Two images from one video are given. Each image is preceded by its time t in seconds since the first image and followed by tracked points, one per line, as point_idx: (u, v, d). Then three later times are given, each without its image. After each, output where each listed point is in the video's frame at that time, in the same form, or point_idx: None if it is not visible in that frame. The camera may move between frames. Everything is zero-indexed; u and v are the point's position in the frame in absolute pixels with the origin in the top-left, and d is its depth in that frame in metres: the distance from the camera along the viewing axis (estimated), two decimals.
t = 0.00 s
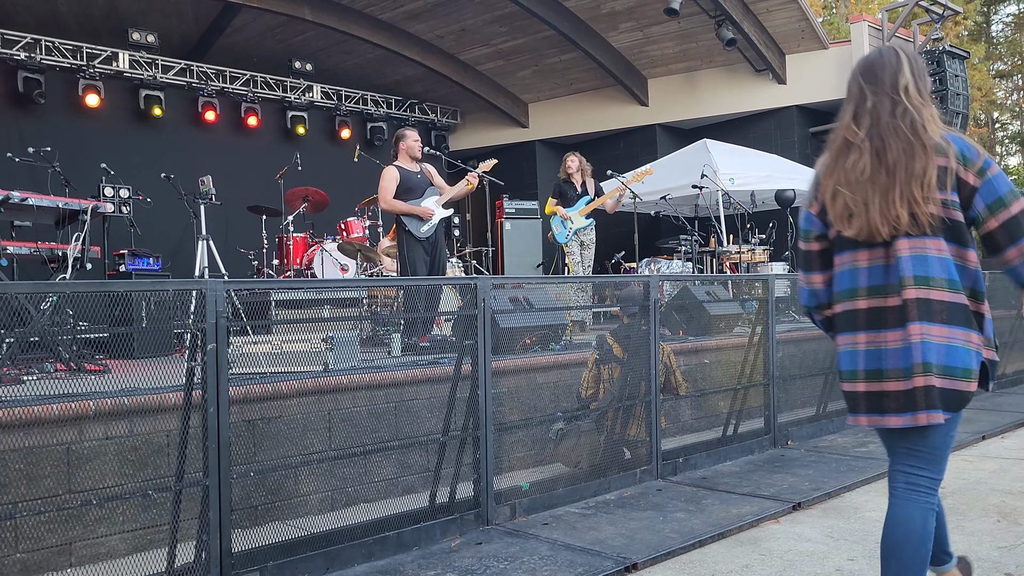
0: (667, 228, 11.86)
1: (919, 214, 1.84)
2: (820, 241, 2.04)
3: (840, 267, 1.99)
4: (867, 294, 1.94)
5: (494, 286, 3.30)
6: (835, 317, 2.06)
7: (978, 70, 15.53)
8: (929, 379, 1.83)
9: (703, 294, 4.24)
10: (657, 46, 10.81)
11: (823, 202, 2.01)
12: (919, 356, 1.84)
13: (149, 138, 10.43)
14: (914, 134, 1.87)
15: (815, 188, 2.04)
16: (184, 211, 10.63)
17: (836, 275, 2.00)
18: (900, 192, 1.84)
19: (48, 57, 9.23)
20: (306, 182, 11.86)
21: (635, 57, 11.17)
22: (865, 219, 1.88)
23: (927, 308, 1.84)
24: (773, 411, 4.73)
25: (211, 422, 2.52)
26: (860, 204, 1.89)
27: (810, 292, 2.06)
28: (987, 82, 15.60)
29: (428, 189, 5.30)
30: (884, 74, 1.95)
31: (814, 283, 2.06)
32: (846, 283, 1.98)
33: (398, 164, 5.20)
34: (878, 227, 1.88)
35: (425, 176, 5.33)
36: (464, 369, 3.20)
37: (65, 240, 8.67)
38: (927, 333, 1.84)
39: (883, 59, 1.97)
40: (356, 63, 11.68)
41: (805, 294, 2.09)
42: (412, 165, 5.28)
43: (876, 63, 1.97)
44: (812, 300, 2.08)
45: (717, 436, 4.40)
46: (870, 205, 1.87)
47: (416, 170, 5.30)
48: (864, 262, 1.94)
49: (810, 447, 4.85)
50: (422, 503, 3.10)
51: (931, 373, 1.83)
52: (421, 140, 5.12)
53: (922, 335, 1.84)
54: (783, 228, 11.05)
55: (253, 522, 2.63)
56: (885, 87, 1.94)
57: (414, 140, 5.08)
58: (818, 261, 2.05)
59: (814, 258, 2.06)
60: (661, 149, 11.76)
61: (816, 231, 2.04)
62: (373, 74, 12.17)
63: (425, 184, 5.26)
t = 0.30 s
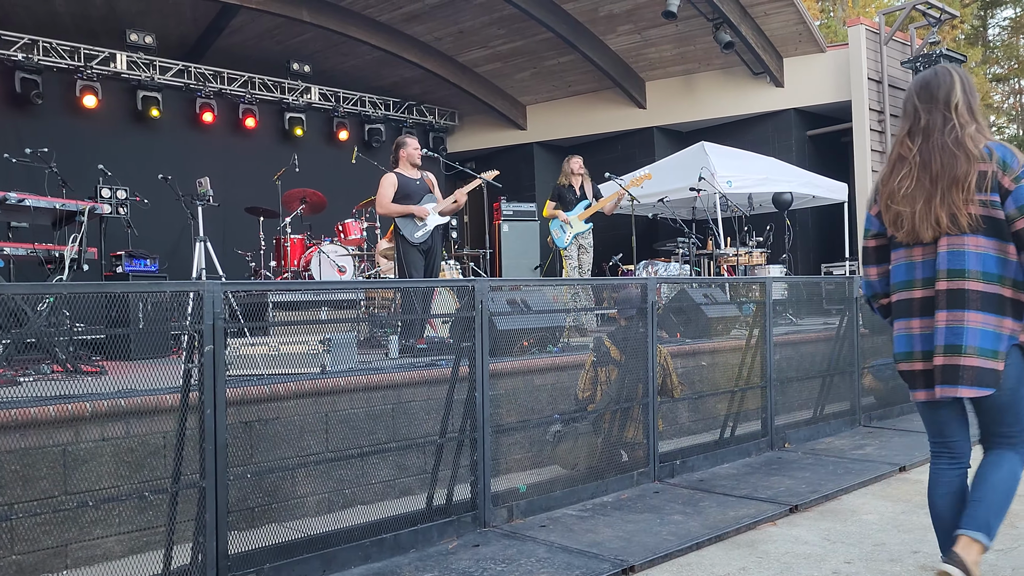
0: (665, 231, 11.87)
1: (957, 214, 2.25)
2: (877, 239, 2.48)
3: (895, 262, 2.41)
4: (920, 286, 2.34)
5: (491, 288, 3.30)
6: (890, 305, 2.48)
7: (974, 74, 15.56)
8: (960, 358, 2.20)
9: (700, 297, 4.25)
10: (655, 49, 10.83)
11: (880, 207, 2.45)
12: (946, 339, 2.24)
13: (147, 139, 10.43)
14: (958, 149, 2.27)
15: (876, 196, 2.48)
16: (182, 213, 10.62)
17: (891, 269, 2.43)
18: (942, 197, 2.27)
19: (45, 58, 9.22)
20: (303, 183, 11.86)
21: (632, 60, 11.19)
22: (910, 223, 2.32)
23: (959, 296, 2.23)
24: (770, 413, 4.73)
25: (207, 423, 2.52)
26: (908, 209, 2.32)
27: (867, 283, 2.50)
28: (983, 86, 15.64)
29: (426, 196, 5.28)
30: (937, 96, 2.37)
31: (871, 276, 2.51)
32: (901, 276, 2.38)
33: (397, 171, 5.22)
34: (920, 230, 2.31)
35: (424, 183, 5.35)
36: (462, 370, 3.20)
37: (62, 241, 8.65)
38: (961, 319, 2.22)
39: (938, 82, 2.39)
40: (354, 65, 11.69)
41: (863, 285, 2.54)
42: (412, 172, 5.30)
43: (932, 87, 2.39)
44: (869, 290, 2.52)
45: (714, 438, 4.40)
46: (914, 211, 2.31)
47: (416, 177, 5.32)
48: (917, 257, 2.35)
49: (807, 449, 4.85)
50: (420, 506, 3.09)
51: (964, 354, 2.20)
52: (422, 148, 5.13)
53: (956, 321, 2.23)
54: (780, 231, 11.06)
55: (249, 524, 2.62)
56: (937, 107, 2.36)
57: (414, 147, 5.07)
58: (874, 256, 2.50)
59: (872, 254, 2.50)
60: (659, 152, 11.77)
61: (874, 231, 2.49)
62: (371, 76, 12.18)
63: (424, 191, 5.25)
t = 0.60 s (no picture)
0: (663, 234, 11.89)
1: (1009, 234, 2.32)
2: (929, 251, 2.50)
3: (947, 272, 2.45)
4: (973, 295, 2.39)
5: (489, 291, 3.30)
6: (939, 313, 2.51)
7: (972, 77, 15.62)
8: (1006, 364, 2.29)
9: (698, 300, 4.25)
10: (653, 52, 10.85)
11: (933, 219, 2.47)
12: (995, 346, 2.32)
13: (145, 140, 10.42)
14: (1015, 173, 2.34)
15: (927, 210, 2.52)
16: (180, 215, 10.61)
17: (943, 279, 2.47)
18: (996, 216, 2.33)
19: (44, 60, 9.22)
20: (301, 185, 11.86)
21: (631, 63, 11.21)
22: (963, 238, 2.37)
23: (1009, 307, 2.31)
24: (767, 416, 4.73)
25: (205, 425, 2.52)
26: (960, 227, 2.37)
27: (917, 291, 2.52)
28: (981, 89, 15.71)
29: (423, 202, 5.28)
30: (997, 122, 2.44)
31: (921, 284, 2.52)
32: (953, 285, 2.43)
33: (398, 175, 5.25)
34: (972, 244, 2.36)
35: (423, 189, 5.36)
36: (460, 373, 3.20)
37: (60, 243, 8.63)
38: (1006, 326, 2.31)
39: (999, 108, 2.45)
40: (352, 67, 11.69)
41: (913, 292, 2.55)
42: (412, 177, 5.32)
43: (992, 111, 2.46)
44: (918, 298, 2.54)
45: (712, 441, 4.40)
46: (967, 227, 2.35)
47: (416, 182, 5.34)
48: (969, 269, 2.40)
49: (805, 453, 4.86)
50: (418, 508, 3.09)
51: (1010, 360, 2.29)
52: (425, 154, 5.14)
53: (1003, 328, 2.32)
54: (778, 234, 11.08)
55: (247, 526, 2.62)
56: (996, 131, 2.42)
57: (417, 152, 5.13)
58: (925, 265, 2.51)
59: (922, 264, 2.52)
60: (657, 155, 11.79)
61: (926, 241, 2.51)
62: (370, 78, 12.18)
63: (421, 196, 5.27)
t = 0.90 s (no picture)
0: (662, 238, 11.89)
1: None
2: (984, 245, 2.79)
3: (1002, 264, 2.71)
4: None
5: (488, 294, 3.31)
6: (994, 301, 2.80)
7: (971, 82, 15.66)
8: None
9: (697, 304, 4.25)
10: (652, 56, 10.87)
11: (990, 216, 2.75)
12: None
13: (145, 144, 10.44)
14: None
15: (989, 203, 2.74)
16: (179, 218, 10.61)
17: (998, 270, 2.74)
18: None
19: (44, 63, 9.23)
20: (301, 189, 11.86)
21: (630, 67, 11.22)
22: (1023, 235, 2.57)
23: None
24: (767, 420, 4.73)
25: (204, 429, 2.51)
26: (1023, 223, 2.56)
27: (975, 280, 2.83)
28: (980, 94, 15.76)
29: (421, 206, 5.28)
30: None
31: (978, 274, 2.82)
32: (1006, 277, 2.70)
33: (397, 179, 5.27)
34: None
35: (422, 194, 5.37)
36: (459, 376, 3.20)
37: (59, 246, 8.63)
38: None
39: None
40: (351, 71, 11.71)
41: (971, 281, 2.86)
42: (411, 181, 5.33)
43: None
44: (976, 288, 2.84)
45: (711, 445, 4.40)
46: None
47: (415, 186, 5.34)
48: None
49: (804, 457, 4.86)
50: (417, 512, 3.09)
51: None
52: (424, 158, 5.16)
53: None
54: (777, 238, 11.08)
55: (246, 530, 2.62)
56: None
57: (416, 155, 5.15)
58: (982, 259, 2.81)
59: (980, 257, 2.81)
60: (657, 158, 11.80)
61: (982, 236, 2.80)
62: (369, 82, 12.20)
63: (419, 200, 5.26)
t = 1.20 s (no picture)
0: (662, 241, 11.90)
1: None
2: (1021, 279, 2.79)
3: None
4: None
5: (489, 298, 3.31)
6: None
7: (971, 86, 15.65)
8: None
9: (697, 307, 4.25)
10: (653, 60, 10.88)
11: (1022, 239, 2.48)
12: None
13: (146, 148, 10.45)
14: None
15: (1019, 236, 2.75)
16: (179, 222, 10.62)
17: None
18: None
19: (46, 67, 9.25)
20: (301, 193, 11.87)
21: (630, 71, 11.23)
22: None
23: None
24: (767, 424, 4.73)
25: (204, 433, 2.51)
26: None
27: (1011, 301, 2.53)
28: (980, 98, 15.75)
29: (419, 208, 5.27)
30: None
31: (1016, 296, 2.53)
32: None
33: (394, 182, 5.22)
34: None
35: (420, 197, 5.36)
36: (459, 381, 3.20)
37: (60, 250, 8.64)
38: None
39: None
40: (352, 75, 11.73)
41: (1005, 303, 2.57)
42: (408, 183, 5.30)
43: None
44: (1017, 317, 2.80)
45: (711, 449, 4.40)
46: None
47: (412, 188, 5.32)
48: None
49: (804, 461, 4.85)
50: (416, 516, 3.09)
51: None
52: (421, 160, 5.18)
53: None
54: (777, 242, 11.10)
55: (245, 534, 2.62)
56: None
57: (413, 158, 5.14)
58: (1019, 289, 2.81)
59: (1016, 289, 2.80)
60: (657, 162, 11.81)
61: (1016, 259, 2.51)
62: (370, 86, 12.22)
63: (416, 202, 5.25)
